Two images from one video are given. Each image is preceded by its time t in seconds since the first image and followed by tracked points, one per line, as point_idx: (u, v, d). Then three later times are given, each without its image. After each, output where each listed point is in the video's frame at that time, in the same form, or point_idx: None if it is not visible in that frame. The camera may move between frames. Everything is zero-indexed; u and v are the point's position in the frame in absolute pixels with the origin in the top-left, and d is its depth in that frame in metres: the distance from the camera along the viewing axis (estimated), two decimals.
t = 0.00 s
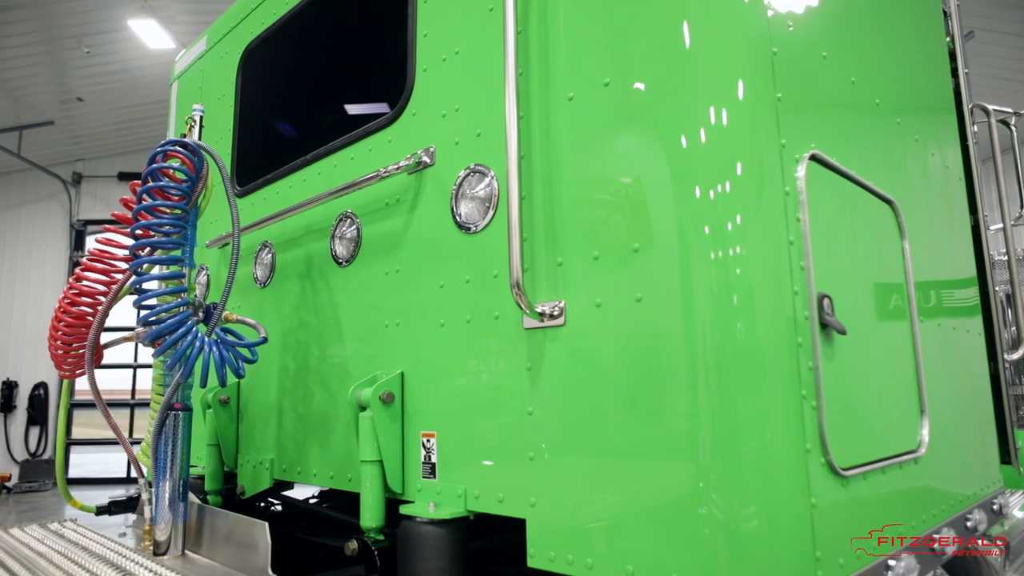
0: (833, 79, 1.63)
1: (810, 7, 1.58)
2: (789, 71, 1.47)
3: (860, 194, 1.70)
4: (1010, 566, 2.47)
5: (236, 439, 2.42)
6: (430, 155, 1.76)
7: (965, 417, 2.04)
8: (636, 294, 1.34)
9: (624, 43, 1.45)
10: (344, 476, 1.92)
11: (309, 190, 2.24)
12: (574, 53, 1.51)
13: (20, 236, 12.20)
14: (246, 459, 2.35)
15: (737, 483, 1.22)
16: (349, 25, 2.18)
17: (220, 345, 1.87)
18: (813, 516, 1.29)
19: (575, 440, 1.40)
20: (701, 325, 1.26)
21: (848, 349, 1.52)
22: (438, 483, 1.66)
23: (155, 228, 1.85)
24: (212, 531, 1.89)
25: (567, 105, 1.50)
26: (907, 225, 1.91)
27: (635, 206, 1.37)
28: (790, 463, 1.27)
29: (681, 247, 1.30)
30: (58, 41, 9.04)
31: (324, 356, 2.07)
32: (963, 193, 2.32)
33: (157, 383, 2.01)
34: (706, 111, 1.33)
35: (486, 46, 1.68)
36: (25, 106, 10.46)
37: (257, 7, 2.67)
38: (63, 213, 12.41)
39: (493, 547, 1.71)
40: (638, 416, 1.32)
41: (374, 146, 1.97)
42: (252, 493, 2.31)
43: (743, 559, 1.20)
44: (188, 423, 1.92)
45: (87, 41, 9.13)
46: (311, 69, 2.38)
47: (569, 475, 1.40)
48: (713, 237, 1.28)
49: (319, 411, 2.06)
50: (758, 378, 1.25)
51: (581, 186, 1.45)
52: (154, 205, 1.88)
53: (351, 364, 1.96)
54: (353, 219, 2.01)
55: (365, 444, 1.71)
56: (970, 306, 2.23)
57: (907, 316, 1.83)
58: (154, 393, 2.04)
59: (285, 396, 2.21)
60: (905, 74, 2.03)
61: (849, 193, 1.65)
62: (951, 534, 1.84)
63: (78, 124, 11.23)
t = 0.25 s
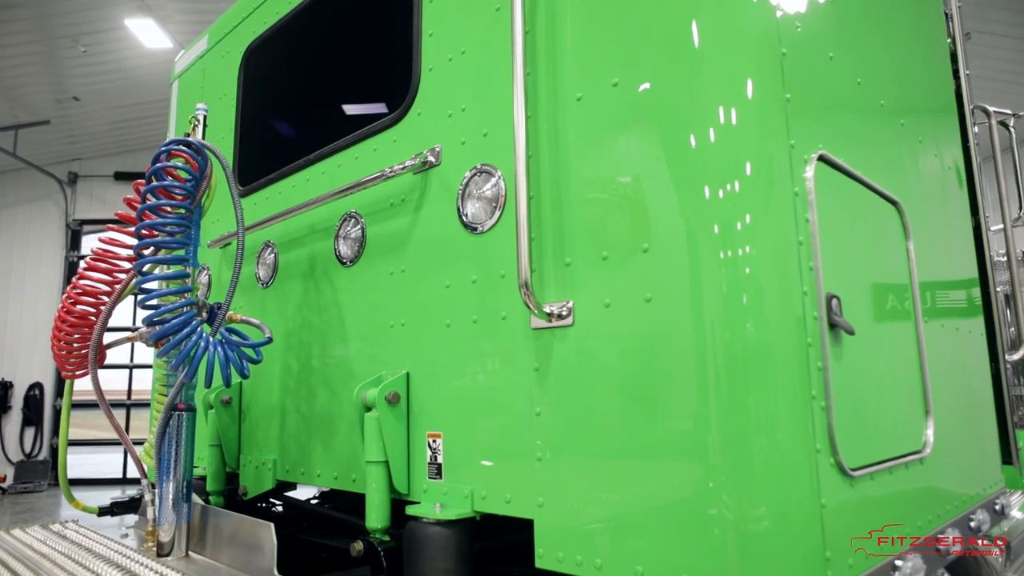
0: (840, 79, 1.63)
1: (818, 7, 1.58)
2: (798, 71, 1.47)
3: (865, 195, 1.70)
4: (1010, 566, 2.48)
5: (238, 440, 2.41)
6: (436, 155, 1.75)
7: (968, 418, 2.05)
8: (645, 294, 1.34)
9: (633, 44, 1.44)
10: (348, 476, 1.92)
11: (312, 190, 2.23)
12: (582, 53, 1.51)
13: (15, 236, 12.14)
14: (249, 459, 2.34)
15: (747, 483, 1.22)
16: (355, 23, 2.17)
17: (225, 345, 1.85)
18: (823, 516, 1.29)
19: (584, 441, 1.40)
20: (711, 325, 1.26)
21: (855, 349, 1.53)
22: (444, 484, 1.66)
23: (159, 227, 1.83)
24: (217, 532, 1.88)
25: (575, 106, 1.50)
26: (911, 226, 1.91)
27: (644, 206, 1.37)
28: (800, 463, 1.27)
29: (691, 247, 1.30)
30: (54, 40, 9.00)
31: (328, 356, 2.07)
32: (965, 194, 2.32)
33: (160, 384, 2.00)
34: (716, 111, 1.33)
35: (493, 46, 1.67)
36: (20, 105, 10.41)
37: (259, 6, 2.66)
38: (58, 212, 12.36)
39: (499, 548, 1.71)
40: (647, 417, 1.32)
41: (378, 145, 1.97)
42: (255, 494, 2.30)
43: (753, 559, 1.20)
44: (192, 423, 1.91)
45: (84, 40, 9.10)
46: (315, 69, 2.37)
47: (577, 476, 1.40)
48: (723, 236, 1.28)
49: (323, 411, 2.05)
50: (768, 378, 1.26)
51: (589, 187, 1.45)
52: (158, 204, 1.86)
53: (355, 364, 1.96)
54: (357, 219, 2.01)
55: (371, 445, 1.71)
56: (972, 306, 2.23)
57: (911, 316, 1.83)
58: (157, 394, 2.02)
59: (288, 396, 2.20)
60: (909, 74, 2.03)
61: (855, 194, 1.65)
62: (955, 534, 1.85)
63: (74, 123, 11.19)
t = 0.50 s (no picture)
0: (845, 80, 1.64)
1: (825, 7, 1.59)
2: (806, 71, 1.47)
3: (871, 195, 1.71)
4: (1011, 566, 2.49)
5: (240, 440, 2.40)
6: (441, 155, 1.75)
7: (970, 418, 2.06)
8: (654, 294, 1.34)
9: (642, 44, 1.44)
10: (352, 477, 1.91)
11: (315, 189, 2.22)
12: (590, 53, 1.51)
13: (9, 235, 12.08)
14: (251, 460, 2.33)
15: (757, 483, 1.22)
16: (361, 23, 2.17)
17: (229, 345, 1.85)
18: (832, 516, 1.29)
19: (592, 441, 1.39)
20: (719, 325, 1.27)
21: (861, 350, 1.53)
22: (450, 484, 1.65)
23: (163, 226, 1.83)
24: (220, 533, 1.87)
25: (583, 106, 1.51)
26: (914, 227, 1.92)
27: (652, 206, 1.37)
28: (809, 463, 1.27)
29: (699, 246, 1.30)
30: (49, 39, 8.96)
31: (332, 357, 2.06)
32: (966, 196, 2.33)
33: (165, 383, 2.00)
34: (724, 110, 1.33)
35: (499, 45, 1.67)
36: (15, 104, 10.36)
37: (261, 5, 2.65)
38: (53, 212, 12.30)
39: (504, 548, 1.70)
40: (656, 417, 1.32)
41: (383, 145, 1.96)
42: (256, 494, 2.29)
43: (762, 559, 1.20)
44: (195, 423, 1.91)
45: (80, 39, 9.06)
46: (318, 68, 2.36)
47: (585, 476, 1.40)
48: (732, 236, 1.28)
49: (326, 411, 2.05)
50: (777, 378, 1.26)
51: (596, 186, 1.45)
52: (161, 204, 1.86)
53: (359, 364, 1.95)
54: (361, 219, 2.00)
55: (376, 445, 1.70)
56: (974, 307, 2.24)
57: (915, 317, 1.83)
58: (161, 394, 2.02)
59: (290, 396, 2.20)
60: (912, 76, 2.04)
61: (861, 194, 1.66)
62: (959, 534, 1.85)
63: (69, 122, 11.14)
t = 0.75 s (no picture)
0: (852, 81, 1.64)
1: (832, 9, 1.59)
2: (815, 72, 1.47)
3: (876, 196, 1.71)
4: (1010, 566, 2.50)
5: (242, 440, 2.39)
6: (447, 155, 1.75)
7: (972, 419, 2.07)
8: (664, 295, 1.34)
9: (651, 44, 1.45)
10: (356, 478, 1.91)
11: (318, 189, 2.21)
12: (599, 54, 1.52)
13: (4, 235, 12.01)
14: (253, 460, 2.33)
15: (767, 484, 1.22)
16: (367, 24, 2.16)
17: (234, 345, 1.85)
18: (842, 516, 1.29)
19: (601, 441, 1.39)
20: (729, 324, 1.27)
21: (869, 351, 1.53)
22: (457, 485, 1.65)
23: (167, 226, 1.83)
24: (224, 534, 1.86)
25: (592, 106, 1.51)
26: (918, 228, 1.92)
27: (662, 206, 1.37)
28: (819, 464, 1.27)
29: (708, 245, 1.31)
30: (44, 37, 8.92)
31: (335, 357, 2.05)
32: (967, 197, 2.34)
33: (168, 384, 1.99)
34: (733, 110, 1.34)
35: (506, 45, 1.67)
36: (10, 103, 10.31)
37: (264, 4, 2.64)
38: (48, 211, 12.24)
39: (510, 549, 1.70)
40: (665, 417, 1.32)
41: (387, 145, 1.96)
42: (258, 495, 2.28)
43: (773, 560, 1.20)
44: (199, 424, 1.90)
45: (75, 38, 9.02)
46: (322, 68, 2.35)
47: (594, 476, 1.39)
48: (741, 235, 1.29)
49: (330, 412, 2.04)
50: (787, 379, 1.26)
51: (605, 186, 1.45)
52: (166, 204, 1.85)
53: (364, 364, 1.95)
54: (366, 219, 1.99)
55: (381, 445, 1.70)
56: (976, 307, 2.25)
57: (919, 317, 1.84)
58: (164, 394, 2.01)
59: (294, 396, 2.19)
60: (915, 77, 2.05)
61: (867, 195, 1.66)
62: (962, 534, 1.86)
63: (65, 122, 11.09)
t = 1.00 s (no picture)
0: (858, 82, 1.64)
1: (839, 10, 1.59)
2: (822, 72, 1.47)
3: (881, 196, 1.71)
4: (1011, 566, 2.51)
5: (243, 441, 2.38)
6: (453, 154, 1.74)
7: (974, 419, 2.07)
8: (673, 295, 1.34)
9: (659, 44, 1.45)
10: (361, 478, 1.90)
11: (321, 188, 2.21)
12: (606, 54, 1.52)
13: None
14: (255, 461, 2.32)
15: (777, 484, 1.22)
16: (371, 25, 2.15)
17: (239, 345, 1.84)
18: (851, 516, 1.29)
19: (609, 441, 1.39)
20: (739, 324, 1.27)
21: (875, 351, 1.53)
22: (462, 485, 1.65)
23: (171, 226, 1.82)
24: (228, 535, 1.85)
25: (599, 106, 1.51)
26: (922, 228, 1.93)
27: (670, 206, 1.38)
28: (828, 463, 1.27)
29: (718, 245, 1.31)
30: (40, 36, 8.88)
31: (339, 357, 2.05)
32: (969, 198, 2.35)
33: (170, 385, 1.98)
34: (742, 109, 1.34)
35: (512, 45, 1.67)
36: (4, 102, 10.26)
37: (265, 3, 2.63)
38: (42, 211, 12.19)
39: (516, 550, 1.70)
40: (674, 417, 1.32)
41: (391, 144, 1.95)
42: (261, 496, 2.27)
43: (782, 560, 1.21)
44: (202, 424, 1.89)
45: (71, 37, 8.99)
46: (325, 67, 2.35)
47: (602, 476, 1.39)
48: (751, 235, 1.29)
49: (333, 412, 2.03)
50: (796, 378, 1.26)
51: (613, 187, 1.45)
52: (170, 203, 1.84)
53: (368, 364, 1.94)
54: (369, 218, 1.99)
55: (387, 446, 1.70)
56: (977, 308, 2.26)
57: (923, 317, 1.85)
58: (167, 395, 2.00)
59: (296, 397, 2.18)
60: (918, 78, 2.05)
61: (873, 196, 1.66)
62: (965, 534, 1.87)
63: (59, 121, 11.04)
